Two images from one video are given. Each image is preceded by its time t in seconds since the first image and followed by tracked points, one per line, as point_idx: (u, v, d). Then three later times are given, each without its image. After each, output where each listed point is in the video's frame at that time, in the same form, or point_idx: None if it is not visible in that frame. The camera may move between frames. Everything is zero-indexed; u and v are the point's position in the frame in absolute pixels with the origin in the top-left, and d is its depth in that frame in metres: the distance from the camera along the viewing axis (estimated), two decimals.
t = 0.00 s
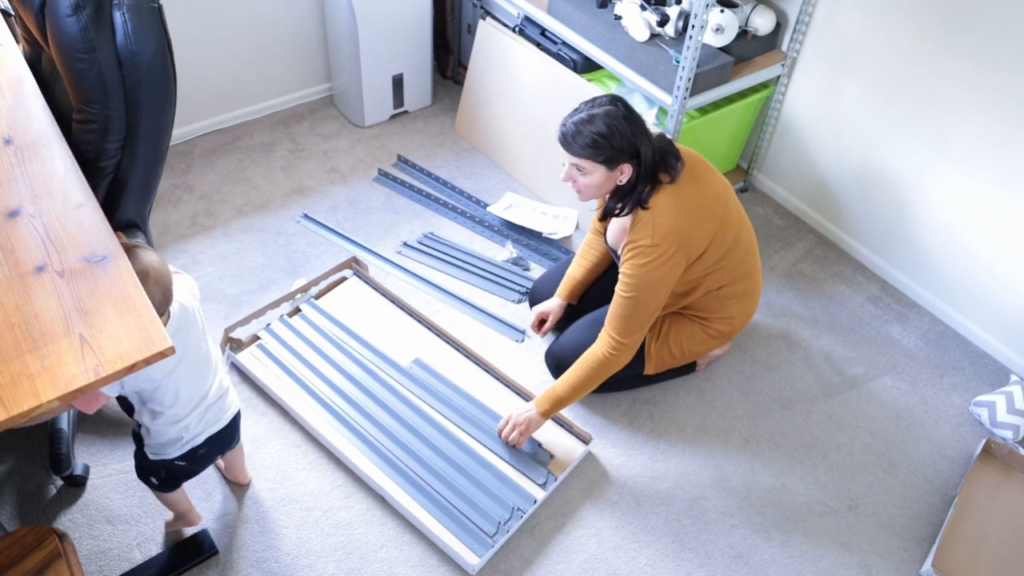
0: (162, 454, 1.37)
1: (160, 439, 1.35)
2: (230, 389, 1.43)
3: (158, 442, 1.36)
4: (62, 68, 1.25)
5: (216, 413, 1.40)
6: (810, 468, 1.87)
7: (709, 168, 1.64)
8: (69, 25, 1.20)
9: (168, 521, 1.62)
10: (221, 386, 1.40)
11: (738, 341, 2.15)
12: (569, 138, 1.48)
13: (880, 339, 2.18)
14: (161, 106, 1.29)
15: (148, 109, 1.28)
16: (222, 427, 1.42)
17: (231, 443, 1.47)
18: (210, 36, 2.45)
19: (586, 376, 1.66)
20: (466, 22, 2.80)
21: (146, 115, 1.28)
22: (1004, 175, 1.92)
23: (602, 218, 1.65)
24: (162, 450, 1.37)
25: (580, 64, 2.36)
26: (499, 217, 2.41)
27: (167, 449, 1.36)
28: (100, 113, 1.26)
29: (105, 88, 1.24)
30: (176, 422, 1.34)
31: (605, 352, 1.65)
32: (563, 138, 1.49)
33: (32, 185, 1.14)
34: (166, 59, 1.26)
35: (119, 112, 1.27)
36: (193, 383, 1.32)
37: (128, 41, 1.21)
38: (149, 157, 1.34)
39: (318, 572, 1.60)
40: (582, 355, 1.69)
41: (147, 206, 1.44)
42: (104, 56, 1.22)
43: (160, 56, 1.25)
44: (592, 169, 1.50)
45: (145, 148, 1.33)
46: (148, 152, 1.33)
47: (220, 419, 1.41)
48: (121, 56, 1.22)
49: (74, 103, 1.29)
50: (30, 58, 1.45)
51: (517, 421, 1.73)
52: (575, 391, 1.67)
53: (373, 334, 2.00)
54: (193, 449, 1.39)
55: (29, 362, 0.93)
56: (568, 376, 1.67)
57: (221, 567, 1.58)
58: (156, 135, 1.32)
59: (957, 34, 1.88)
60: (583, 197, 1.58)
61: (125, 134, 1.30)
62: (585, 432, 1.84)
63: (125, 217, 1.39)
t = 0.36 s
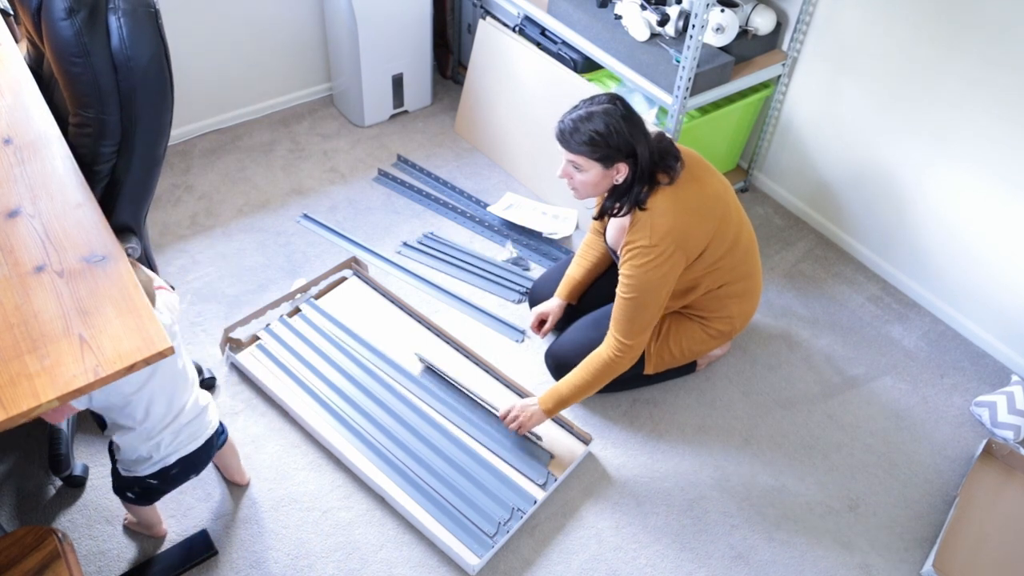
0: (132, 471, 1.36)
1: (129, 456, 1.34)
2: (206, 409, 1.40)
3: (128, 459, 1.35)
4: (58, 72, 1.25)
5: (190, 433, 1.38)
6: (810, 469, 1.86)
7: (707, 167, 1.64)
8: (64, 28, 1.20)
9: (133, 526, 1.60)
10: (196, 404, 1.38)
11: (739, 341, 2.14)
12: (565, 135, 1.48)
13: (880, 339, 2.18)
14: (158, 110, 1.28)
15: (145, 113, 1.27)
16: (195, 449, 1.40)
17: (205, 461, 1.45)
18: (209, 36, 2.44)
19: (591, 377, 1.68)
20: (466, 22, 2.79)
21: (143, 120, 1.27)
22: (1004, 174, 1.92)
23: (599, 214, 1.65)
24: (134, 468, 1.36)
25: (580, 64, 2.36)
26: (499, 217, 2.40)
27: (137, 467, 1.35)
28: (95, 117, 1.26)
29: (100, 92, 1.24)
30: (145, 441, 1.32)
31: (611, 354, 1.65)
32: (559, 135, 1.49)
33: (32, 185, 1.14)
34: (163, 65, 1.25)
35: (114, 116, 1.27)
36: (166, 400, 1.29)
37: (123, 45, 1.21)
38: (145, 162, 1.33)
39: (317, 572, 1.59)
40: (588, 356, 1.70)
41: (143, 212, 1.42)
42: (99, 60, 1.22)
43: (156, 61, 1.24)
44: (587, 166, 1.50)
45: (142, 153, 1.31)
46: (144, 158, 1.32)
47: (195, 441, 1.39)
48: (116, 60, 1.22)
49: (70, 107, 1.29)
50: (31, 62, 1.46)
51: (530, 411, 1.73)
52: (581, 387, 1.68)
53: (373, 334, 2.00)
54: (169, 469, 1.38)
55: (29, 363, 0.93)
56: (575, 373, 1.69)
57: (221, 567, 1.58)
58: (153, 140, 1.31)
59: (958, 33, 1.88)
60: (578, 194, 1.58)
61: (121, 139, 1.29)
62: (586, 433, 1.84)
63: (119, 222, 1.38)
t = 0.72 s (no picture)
0: (144, 483, 1.36)
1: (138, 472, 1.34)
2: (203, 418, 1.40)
3: (139, 474, 1.34)
4: (58, 72, 1.25)
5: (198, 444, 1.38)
6: (810, 469, 1.86)
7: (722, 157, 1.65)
8: (64, 28, 1.20)
9: (134, 527, 1.60)
10: (194, 414, 1.38)
11: (739, 341, 2.14)
12: (577, 123, 1.50)
13: (880, 339, 2.18)
14: (157, 111, 1.28)
15: (145, 114, 1.27)
16: (204, 456, 1.41)
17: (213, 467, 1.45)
18: (209, 36, 2.44)
19: (643, 351, 1.76)
20: (466, 22, 2.79)
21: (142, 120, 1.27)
22: (1003, 174, 1.92)
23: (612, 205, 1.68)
24: (145, 482, 1.36)
25: (580, 64, 2.36)
26: (499, 217, 2.40)
27: (149, 480, 1.35)
28: (95, 117, 1.26)
29: (100, 92, 1.24)
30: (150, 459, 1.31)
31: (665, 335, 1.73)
32: (572, 123, 1.51)
33: (32, 185, 1.14)
34: (163, 65, 1.25)
35: (114, 117, 1.27)
36: (161, 417, 1.28)
37: (123, 45, 1.21)
38: (145, 162, 1.33)
39: (317, 572, 1.59)
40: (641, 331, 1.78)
41: (143, 213, 1.43)
42: (99, 61, 1.22)
43: (156, 62, 1.24)
44: (598, 153, 1.52)
45: (141, 153, 1.31)
46: (144, 158, 1.32)
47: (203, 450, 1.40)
48: (116, 61, 1.22)
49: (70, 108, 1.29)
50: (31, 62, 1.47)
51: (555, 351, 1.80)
52: (630, 356, 1.77)
53: (373, 334, 2.00)
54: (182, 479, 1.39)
55: (29, 363, 0.93)
56: (628, 341, 1.78)
57: (221, 567, 1.58)
58: (152, 141, 1.31)
59: (958, 33, 1.88)
60: (595, 178, 1.61)
61: (121, 139, 1.30)
62: (586, 432, 1.83)
63: (118, 221, 1.39)
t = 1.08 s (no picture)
0: (133, 474, 1.36)
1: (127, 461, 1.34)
2: (196, 414, 1.38)
3: (128, 464, 1.34)
4: (58, 71, 1.25)
5: (186, 439, 1.36)
6: (810, 469, 1.86)
7: (722, 159, 1.67)
8: (64, 29, 1.20)
9: (133, 526, 1.60)
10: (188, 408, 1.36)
11: (738, 340, 2.14)
12: (574, 114, 1.55)
13: (880, 339, 2.18)
14: (156, 113, 1.28)
15: (145, 115, 1.27)
16: (191, 453, 1.39)
17: (203, 463, 1.44)
18: (209, 35, 2.44)
19: (614, 328, 1.75)
20: (466, 22, 2.79)
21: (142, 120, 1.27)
22: (1003, 174, 1.92)
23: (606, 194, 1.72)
24: (134, 473, 1.36)
25: (580, 64, 2.36)
26: (499, 216, 2.40)
27: (137, 470, 1.35)
28: (95, 117, 1.26)
29: (100, 92, 1.24)
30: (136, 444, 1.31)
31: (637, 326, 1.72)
32: (570, 111, 1.55)
33: (32, 185, 1.14)
34: (163, 66, 1.25)
35: (114, 117, 1.27)
36: (156, 405, 1.29)
37: (123, 45, 1.21)
38: (145, 162, 1.33)
39: (317, 572, 1.59)
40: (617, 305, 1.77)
41: (142, 214, 1.43)
42: (99, 61, 1.22)
43: (156, 63, 1.24)
44: (588, 142, 1.57)
45: (141, 154, 1.31)
46: (143, 159, 1.32)
47: (192, 446, 1.38)
48: (116, 61, 1.22)
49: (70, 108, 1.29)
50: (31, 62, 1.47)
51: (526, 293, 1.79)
52: (601, 327, 1.75)
53: (373, 334, 2.00)
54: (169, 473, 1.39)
55: (28, 363, 0.93)
56: (605, 309, 1.76)
57: (221, 567, 1.58)
58: (152, 141, 1.31)
59: (958, 33, 1.88)
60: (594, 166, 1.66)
61: (120, 139, 1.30)
62: (585, 432, 1.83)
63: (118, 221, 1.39)
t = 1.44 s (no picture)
0: (143, 453, 1.36)
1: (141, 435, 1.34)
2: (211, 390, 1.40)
3: (139, 439, 1.34)
4: (58, 71, 1.25)
5: (201, 412, 1.38)
6: (810, 469, 1.86)
7: (710, 153, 1.67)
8: (64, 28, 1.20)
9: (135, 523, 1.61)
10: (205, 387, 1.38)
11: (739, 341, 2.14)
12: (557, 115, 1.55)
13: (880, 339, 2.18)
14: (157, 113, 1.28)
15: (145, 114, 1.27)
16: (206, 425, 1.40)
17: (214, 442, 1.45)
18: (209, 35, 2.44)
19: (621, 329, 1.77)
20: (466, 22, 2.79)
21: (142, 121, 1.28)
22: (1002, 174, 1.92)
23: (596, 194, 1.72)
24: (146, 450, 1.36)
25: (581, 64, 2.36)
26: (499, 216, 2.40)
27: (146, 447, 1.35)
28: (95, 117, 1.26)
29: (100, 92, 1.24)
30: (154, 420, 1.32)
31: (643, 322, 1.73)
32: (553, 113, 1.56)
33: (32, 185, 1.14)
34: (163, 66, 1.26)
35: (115, 117, 1.27)
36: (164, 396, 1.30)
37: (123, 45, 1.21)
38: (145, 162, 1.33)
39: (317, 572, 1.59)
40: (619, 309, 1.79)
41: (142, 214, 1.43)
42: (100, 60, 1.22)
43: (156, 63, 1.24)
44: (571, 142, 1.58)
45: (141, 154, 1.31)
46: (144, 159, 1.32)
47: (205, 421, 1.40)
48: (116, 61, 1.22)
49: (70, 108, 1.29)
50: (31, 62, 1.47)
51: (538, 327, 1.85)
52: (607, 330, 1.78)
53: (373, 334, 2.00)
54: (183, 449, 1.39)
55: (29, 363, 0.93)
56: (607, 314, 1.79)
57: (221, 567, 1.58)
58: (153, 141, 1.31)
59: (957, 33, 1.88)
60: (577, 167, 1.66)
61: (120, 140, 1.29)
62: (586, 433, 1.83)
63: (120, 222, 1.38)
